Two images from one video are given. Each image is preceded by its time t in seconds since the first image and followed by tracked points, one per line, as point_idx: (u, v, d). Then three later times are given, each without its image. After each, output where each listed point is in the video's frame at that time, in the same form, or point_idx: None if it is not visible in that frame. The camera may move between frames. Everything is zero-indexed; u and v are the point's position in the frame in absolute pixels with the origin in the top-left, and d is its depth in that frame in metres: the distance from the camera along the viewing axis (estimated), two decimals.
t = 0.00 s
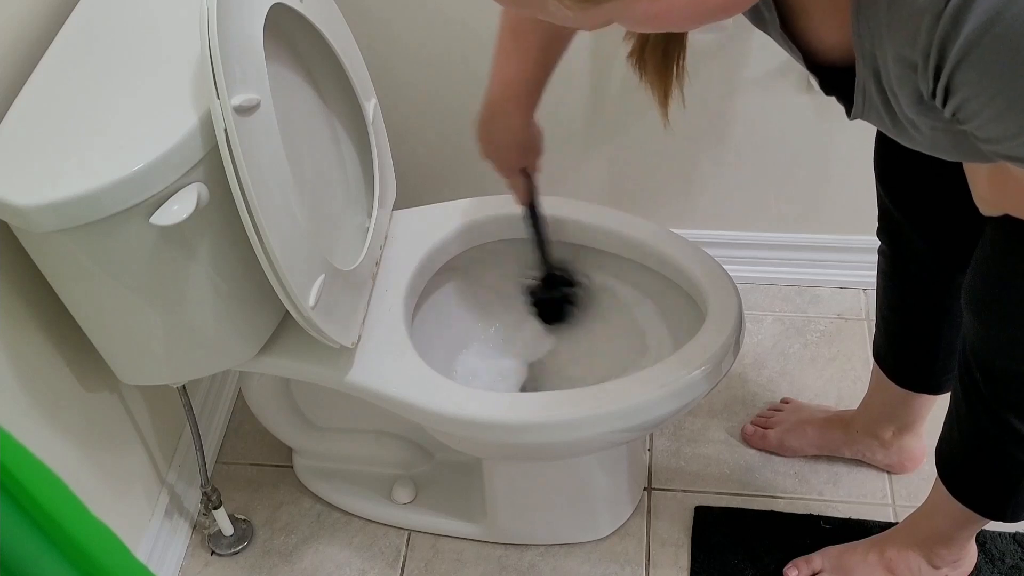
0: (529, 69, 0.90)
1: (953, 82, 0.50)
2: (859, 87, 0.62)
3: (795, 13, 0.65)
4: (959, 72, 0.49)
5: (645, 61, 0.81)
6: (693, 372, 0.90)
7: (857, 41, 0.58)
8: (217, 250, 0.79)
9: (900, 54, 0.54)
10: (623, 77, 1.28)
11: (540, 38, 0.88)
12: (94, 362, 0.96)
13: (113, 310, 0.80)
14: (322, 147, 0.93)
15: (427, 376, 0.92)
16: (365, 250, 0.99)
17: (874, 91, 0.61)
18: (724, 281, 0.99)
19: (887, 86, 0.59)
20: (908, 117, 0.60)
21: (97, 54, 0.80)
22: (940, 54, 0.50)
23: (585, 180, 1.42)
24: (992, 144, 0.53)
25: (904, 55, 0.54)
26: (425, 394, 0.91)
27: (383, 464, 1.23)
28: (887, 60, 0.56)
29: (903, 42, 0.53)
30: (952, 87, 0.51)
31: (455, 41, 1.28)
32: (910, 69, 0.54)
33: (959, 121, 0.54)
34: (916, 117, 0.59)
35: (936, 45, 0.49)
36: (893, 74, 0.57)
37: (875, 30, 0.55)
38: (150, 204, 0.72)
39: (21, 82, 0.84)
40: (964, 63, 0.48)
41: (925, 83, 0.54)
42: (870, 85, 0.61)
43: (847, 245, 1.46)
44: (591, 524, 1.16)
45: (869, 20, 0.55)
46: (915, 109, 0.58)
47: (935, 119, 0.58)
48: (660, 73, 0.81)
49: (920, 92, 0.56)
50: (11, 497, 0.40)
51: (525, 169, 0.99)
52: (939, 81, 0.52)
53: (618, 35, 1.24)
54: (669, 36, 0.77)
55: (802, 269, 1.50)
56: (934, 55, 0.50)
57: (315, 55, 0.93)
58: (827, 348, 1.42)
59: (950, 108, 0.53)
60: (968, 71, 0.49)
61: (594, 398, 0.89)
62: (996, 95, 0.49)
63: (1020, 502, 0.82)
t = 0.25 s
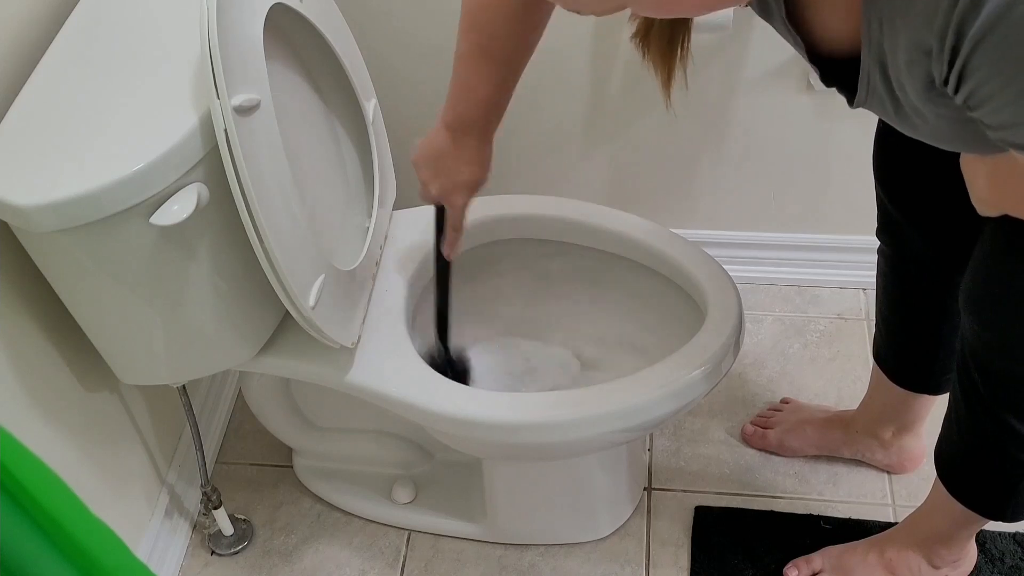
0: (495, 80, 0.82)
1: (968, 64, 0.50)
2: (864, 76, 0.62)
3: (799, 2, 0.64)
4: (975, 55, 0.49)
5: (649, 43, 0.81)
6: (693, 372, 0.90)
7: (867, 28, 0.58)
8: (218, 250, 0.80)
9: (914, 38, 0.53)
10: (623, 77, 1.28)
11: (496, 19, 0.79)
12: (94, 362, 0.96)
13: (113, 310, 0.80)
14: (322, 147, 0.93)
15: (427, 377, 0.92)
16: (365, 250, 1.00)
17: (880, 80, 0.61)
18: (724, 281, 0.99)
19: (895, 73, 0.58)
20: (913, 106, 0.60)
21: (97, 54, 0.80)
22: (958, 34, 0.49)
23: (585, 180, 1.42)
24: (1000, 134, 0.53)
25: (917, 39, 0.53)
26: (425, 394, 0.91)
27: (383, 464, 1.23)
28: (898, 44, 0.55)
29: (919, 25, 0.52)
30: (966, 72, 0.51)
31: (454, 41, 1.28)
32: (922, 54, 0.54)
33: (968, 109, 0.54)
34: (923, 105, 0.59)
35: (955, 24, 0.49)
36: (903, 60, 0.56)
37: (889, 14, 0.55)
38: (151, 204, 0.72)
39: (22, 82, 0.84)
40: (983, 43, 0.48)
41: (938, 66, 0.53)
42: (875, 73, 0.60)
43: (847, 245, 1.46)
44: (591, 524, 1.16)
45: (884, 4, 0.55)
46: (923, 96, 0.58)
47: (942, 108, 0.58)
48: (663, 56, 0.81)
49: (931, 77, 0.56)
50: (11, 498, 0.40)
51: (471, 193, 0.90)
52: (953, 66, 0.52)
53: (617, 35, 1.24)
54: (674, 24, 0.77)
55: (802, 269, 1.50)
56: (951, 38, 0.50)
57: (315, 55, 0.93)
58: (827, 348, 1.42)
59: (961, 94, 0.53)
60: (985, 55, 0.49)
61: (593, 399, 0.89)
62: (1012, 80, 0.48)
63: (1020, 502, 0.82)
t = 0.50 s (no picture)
0: (487, 80, 0.83)
1: (972, 63, 0.50)
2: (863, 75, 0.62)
3: None
4: (980, 54, 0.49)
5: (660, 47, 0.81)
6: (693, 372, 0.90)
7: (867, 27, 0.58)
8: (218, 250, 0.79)
9: (916, 37, 0.53)
10: (623, 77, 1.28)
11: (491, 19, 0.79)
12: (94, 362, 0.96)
13: (113, 310, 0.80)
14: (322, 147, 0.93)
15: (427, 377, 0.92)
16: (365, 250, 0.99)
17: (880, 79, 0.61)
18: (724, 281, 0.99)
19: (896, 72, 0.58)
20: (914, 104, 0.60)
21: (97, 54, 0.80)
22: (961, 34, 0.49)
23: (585, 180, 1.42)
24: (1003, 132, 0.53)
25: (919, 39, 0.53)
26: (425, 394, 0.91)
27: (383, 464, 1.23)
28: (899, 43, 0.55)
29: (920, 24, 0.52)
30: (970, 71, 0.51)
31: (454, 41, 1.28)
32: (924, 54, 0.54)
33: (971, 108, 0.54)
34: (925, 103, 0.59)
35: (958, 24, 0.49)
36: (904, 59, 0.56)
37: (889, 13, 0.54)
38: (151, 204, 0.72)
39: (22, 82, 0.84)
40: (987, 42, 0.48)
41: (940, 66, 0.53)
42: (875, 73, 0.60)
43: (847, 245, 1.46)
44: (591, 524, 1.16)
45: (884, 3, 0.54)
46: (924, 94, 0.58)
47: (944, 106, 0.58)
48: (674, 60, 0.81)
49: (933, 75, 0.56)
50: (12, 498, 0.40)
51: (461, 182, 0.90)
52: (956, 66, 0.52)
53: (618, 35, 1.24)
54: (685, 25, 0.77)
55: (802, 269, 1.50)
56: (954, 37, 0.50)
57: (315, 56, 0.93)
58: (827, 348, 1.42)
59: (963, 94, 0.53)
60: (990, 53, 0.49)
61: (593, 399, 0.89)
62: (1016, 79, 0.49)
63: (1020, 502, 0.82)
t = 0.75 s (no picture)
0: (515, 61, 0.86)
1: (969, 60, 0.50)
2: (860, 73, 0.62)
3: None
4: (976, 50, 0.49)
5: (659, 37, 0.81)
6: (694, 372, 0.90)
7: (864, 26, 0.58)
8: (218, 249, 0.79)
9: (913, 35, 0.53)
10: (623, 77, 1.28)
11: (529, 9, 0.81)
12: (94, 362, 0.96)
13: (113, 310, 0.80)
14: (322, 147, 0.93)
15: (427, 377, 0.93)
16: (365, 250, 1.00)
17: (877, 78, 0.61)
18: (724, 281, 0.99)
19: (893, 70, 0.58)
20: (911, 102, 0.60)
21: (97, 54, 0.80)
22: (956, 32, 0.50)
23: (585, 180, 1.42)
24: (999, 129, 0.53)
25: (915, 37, 0.53)
26: (425, 394, 0.91)
27: (383, 464, 1.23)
28: (895, 41, 0.55)
29: (917, 22, 0.52)
30: (967, 69, 0.51)
31: (454, 41, 1.28)
32: (921, 51, 0.54)
33: (968, 105, 0.54)
34: (922, 100, 0.59)
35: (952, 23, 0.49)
36: (901, 57, 0.56)
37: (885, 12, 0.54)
38: (150, 204, 0.72)
39: (21, 82, 0.84)
40: (983, 41, 0.48)
41: (936, 64, 0.53)
42: (873, 71, 0.60)
43: (847, 245, 1.46)
44: (591, 524, 1.16)
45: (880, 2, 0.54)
46: (921, 91, 0.58)
47: (941, 103, 0.58)
48: (672, 50, 0.81)
49: (929, 73, 0.56)
50: (12, 498, 0.40)
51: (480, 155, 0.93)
52: (953, 63, 0.52)
53: (618, 35, 1.24)
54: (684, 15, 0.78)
55: (802, 269, 1.50)
56: (951, 34, 0.50)
57: (315, 56, 0.93)
58: (827, 348, 1.42)
59: (959, 92, 0.53)
60: (987, 50, 0.49)
61: (593, 399, 0.89)
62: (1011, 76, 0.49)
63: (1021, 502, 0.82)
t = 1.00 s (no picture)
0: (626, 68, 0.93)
1: (969, 62, 0.50)
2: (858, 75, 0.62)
3: None
4: (977, 53, 0.49)
5: (659, 42, 0.82)
6: (694, 372, 0.90)
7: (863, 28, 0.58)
8: (217, 249, 0.79)
9: (912, 37, 0.53)
10: (623, 78, 1.28)
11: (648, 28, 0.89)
12: (94, 362, 0.96)
13: (113, 310, 0.80)
14: (322, 148, 0.93)
15: (427, 377, 0.92)
16: (365, 250, 0.99)
17: (875, 80, 0.61)
18: (724, 281, 0.99)
19: (891, 72, 0.58)
20: (909, 104, 0.60)
21: (97, 54, 0.80)
22: (957, 35, 0.49)
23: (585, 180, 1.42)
24: (998, 132, 0.54)
25: (914, 39, 0.53)
26: (424, 395, 0.91)
27: (383, 464, 1.23)
28: (894, 43, 0.55)
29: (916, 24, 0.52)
30: (968, 71, 0.51)
31: (454, 41, 1.28)
32: (920, 54, 0.54)
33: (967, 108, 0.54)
34: (919, 103, 0.59)
35: (954, 26, 0.49)
36: (899, 59, 0.56)
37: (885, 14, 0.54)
38: (150, 204, 0.72)
39: (21, 82, 0.84)
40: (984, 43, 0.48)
41: (936, 66, 0.53)
42: (870, 73, 0.60)
43: (847, 245, 1.46)
44: (591, 523, 1.16)
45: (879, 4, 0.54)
46: (918, 94, 0.58)
47: (939, 105, 0.59)
48: (674, 56, 0.82)
49: (928, 76, 0.56)
50: (12, 498, 0.40)
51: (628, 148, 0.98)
52: (953, 65, 0.52)
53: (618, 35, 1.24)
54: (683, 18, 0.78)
55: (801, 269, 1.50)
56: (951, 37, 0.50)
57: (315, 56, 0.93)
58: (827, 348, 1.42)
59: (959, 94, 0.53)
60: (988, 53, 0.49)
61: (593, 399, 0.89)
62: (1012, 79, 0.49)
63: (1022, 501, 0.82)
